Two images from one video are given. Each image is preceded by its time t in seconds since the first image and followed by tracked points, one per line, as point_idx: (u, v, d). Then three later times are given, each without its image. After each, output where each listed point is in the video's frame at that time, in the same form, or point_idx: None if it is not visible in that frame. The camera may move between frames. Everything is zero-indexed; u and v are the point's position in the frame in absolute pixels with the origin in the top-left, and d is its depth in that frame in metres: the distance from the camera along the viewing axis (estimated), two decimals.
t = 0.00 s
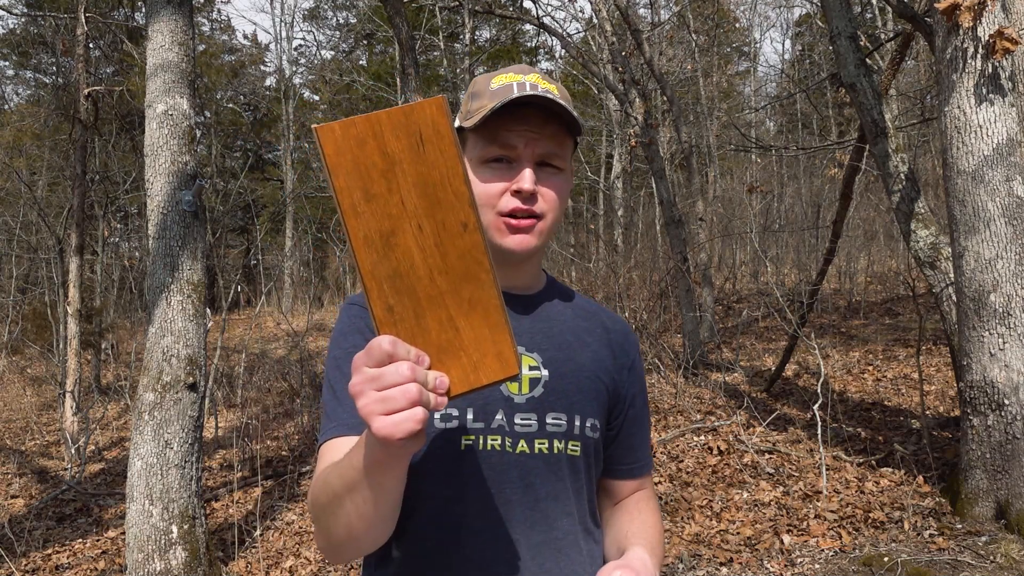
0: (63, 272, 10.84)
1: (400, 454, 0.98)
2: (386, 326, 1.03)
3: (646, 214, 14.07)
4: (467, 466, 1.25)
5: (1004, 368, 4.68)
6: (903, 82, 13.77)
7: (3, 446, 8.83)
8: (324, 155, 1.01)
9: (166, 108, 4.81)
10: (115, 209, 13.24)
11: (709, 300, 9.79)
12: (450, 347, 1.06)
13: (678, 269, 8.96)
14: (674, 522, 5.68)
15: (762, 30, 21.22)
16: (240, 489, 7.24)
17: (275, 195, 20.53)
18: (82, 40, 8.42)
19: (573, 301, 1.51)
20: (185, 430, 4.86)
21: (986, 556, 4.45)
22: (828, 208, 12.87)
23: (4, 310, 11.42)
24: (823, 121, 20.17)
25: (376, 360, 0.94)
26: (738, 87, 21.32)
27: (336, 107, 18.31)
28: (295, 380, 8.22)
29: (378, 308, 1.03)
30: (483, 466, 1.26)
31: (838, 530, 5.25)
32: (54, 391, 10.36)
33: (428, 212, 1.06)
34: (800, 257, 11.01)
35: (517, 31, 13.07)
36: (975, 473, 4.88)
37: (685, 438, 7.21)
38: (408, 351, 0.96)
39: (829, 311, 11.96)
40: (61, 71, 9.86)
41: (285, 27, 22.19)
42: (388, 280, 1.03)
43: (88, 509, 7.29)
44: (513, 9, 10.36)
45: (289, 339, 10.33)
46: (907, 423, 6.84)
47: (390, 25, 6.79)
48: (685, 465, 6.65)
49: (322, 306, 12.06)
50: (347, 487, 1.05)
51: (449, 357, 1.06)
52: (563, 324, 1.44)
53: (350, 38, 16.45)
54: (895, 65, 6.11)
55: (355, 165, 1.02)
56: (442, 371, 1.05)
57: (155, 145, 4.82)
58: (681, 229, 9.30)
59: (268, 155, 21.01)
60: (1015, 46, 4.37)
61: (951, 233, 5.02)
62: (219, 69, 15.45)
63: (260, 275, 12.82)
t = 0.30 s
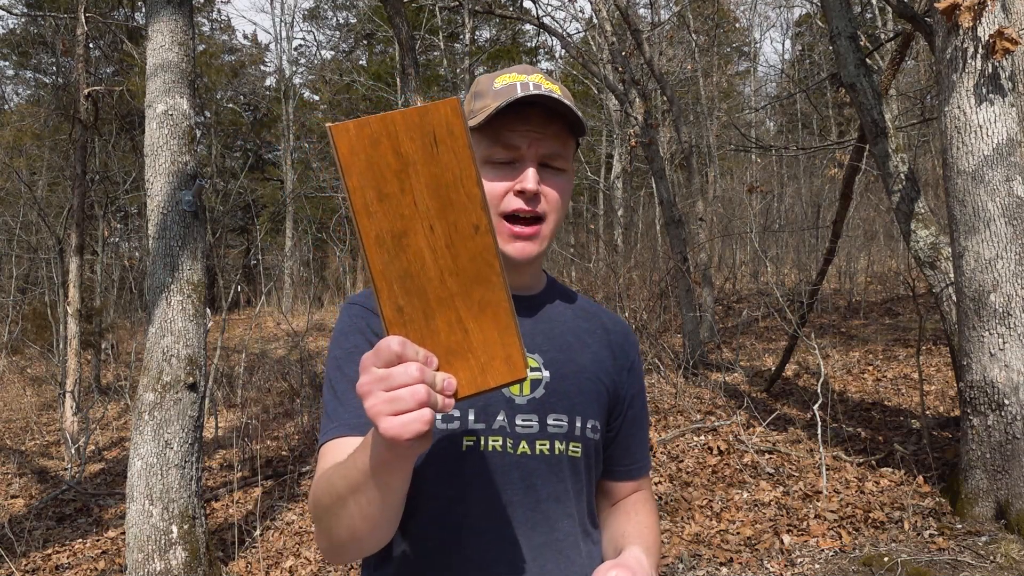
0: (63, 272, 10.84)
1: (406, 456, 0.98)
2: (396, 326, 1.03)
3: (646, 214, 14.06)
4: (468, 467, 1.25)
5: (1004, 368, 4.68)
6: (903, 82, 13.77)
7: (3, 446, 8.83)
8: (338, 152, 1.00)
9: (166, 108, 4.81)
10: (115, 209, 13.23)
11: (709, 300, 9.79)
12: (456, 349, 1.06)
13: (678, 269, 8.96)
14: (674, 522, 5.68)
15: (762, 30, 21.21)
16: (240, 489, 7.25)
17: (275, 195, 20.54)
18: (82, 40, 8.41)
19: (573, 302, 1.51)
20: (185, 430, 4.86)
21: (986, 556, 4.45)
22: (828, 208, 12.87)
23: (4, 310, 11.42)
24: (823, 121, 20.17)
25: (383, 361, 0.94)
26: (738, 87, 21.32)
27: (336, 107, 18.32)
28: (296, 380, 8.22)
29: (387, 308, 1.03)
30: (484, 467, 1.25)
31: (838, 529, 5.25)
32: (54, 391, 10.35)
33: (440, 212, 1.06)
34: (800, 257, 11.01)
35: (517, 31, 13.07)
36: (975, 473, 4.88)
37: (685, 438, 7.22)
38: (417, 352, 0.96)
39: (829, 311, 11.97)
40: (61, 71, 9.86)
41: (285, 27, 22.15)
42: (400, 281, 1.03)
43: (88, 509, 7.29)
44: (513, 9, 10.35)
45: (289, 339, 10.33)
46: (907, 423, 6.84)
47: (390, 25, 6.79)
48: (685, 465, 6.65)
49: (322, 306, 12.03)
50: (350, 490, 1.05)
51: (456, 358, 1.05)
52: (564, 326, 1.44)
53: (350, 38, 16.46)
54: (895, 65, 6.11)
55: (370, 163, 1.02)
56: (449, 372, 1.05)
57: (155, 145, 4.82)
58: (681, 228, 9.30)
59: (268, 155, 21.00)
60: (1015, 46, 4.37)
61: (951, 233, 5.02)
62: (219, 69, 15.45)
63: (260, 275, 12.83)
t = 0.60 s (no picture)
0: (63, 273, 10.83)
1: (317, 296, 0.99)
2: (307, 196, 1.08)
3: (646, 214, 14.06)
4: (470, 467, 1.23)
5: (1004, 368, 4.68)
6: (903, 82, 13.77)
7: (3, 446, 8.84)
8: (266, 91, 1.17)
9: (166, 108, 4.81)
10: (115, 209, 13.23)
11: (709, 300, 9.80)
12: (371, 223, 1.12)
13: (678, 268, 8.96)
14: (674, 522, 5.68)
15: (762, 30, 21.20)
16: (240, 489, 7.25)
17: (275, 195, 20.54)
18: (82, 40, 8.42)
19: (571, 297, 1.48)
20: (185, 430, 4.86)
21: (986, 557, 4.45)
22: (828, 208, 12.88)
23: (4, 310, 11.42)
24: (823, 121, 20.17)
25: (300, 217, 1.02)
26: (738, 87, 21.31)
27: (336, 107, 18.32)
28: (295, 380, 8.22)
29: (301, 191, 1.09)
30: (486, 467, 1.24)
31: (838, 529, 5.25)
32: (54, 391, 10.35)
33: (353, 124, 1.17)
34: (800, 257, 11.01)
35: (517, 31, 13.07)
36: (975, 473, 4.88)
37: (685, 438, 7.22)
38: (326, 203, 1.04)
39: (829, 312, 11.97)
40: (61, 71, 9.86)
41: (285, 27, 22.14)
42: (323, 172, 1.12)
43: (88, 509, 7.29)
44: (513, 9, 10.35)
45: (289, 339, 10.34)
46: (907, 423, 6.84)
47: (390, 25, 6.78)
48: (685, 465, 6.65)
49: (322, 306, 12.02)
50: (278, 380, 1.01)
51: (367, 220, 1.12)
52: (563, 322, 1.41)
53: (350, 38, 16.47)
54: (895, 66, 6.11)
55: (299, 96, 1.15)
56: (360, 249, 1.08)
57: (155, 145, 4.82)
58: (681, 228, 9.30)
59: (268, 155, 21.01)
60: (1015, 46, 4.37)
61: (951, 233, 5.02)
62: (219, 69, 15.46)
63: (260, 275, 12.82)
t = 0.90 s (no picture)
0: (63, 273, 10.83)
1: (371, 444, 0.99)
2: (355, 326, 0.97)
3: (647, 214, 14.05)
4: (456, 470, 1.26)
5: (1004, 368, 4.68)
6: (903, 82, 13.76)
7: (3, 446, 8.84)
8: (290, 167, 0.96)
9: (166, 108, 4.81)
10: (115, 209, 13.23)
11: (709, 300, 9.81)
12: (416, 350, 1.01)
13: (678, 268, 8.97)
14: (674, 522, 5.68)
15: (762, 30, 21.19)
16: (240, 489, 7.26)
17: (275, 195, 20.53)
18: (82, 40, 8.42)
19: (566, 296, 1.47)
20: (185, 430, 4.86)
21: (986, 557, 4.45)
22: (828, 208, 12.88)
23: (4, 310, 11.42)
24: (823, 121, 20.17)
25: (343, 359, 0.93)
26: (738, 87, 21.31)
27: (336, 108, 18.32)
28: (295, 380, 8.22)
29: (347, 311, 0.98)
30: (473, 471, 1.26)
31: (838, 530, 5.24)
32: (54, 391, 10.35)
33: (393, 212, 0.99)
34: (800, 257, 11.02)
35: (517, 32, 13.08)
36: (975, 473, 4.88)
37: (685, 438, 7.21)
38: (376, 351, 0.95)
39: (829, 312, 11.98)
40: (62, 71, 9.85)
41: (285, 27, 22.14)
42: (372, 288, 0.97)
43: (88, 509, 7.29)
44: (513, 9, 10.35)
45: (288, 339, 10.33)
46: (907, 423, 6.84)
47: (390, 25, 6.79)
48: (685, 465, 6.65)
49: (322, 306, 12.01)
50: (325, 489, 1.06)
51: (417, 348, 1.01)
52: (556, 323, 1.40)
53: (350, 38, 16.47)
54: (895, 65, 6.10)
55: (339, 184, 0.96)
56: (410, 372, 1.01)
57: (155, 145, 4.82)
58: (682, 228, 9.30)
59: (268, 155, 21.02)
60: (1015, 46, 4.37)
61: (951, 233, 5.02)
62: (219, 69, 15.47)
63: (260, 275, 12.83)
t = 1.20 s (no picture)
0: (64, 273, 10.84)
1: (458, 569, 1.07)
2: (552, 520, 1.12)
3: (647, 214, 14.04)
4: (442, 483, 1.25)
5: (1004, 368, 4.68)
6: (903, 82, 13.76)
7: (3, 446, 8.84)
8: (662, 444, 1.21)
9: (166, 108, 4.81)
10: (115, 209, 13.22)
11: (709, 300, 9.81)
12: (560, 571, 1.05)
13: (678, 269, 8.97)
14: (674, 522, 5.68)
15: (762, 30, 21.18)
16: (240, 489, 7.26)
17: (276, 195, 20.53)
18: (82, 40, 8.41)
19: (546, 285, 1.43)
20: (185, 430, 4.86)
21: (986, 557, 4.46)
22: (828, 208, 12.87)
23: (4, 310, 11.42)
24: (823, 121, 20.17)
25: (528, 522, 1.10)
26: (738, 87, 21.29)
27: (336, 108, 18.32)
28: (295, 380, 8.23)
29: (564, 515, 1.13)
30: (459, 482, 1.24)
31: (838, 530, 5.24)
32: (54, 391, 10.34)
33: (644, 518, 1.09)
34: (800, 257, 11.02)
35: (517, 32, 13.09)
36: (975, 473, 4.88)
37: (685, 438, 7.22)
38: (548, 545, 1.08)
39: (829, 312, 11.98)
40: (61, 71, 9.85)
41: (285, 27, 22.13)
42: (631, 559, 1.06)
43: (88, 509, 7.29)
44: (513, 9, 10.34)
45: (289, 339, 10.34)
46: (907, 423, 6.84)
47: (390, 25, 6.78)
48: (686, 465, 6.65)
49: (321, 306, 12.02)
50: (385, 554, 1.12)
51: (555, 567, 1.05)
52: (537, 319, 1.36)
53: (350, 38, 16.49)
54: (894, 65, 6.11)
55: (706, 497, 1.09)
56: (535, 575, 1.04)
57: (155, 145, 4.82)
58: (681, 228, 9.31)
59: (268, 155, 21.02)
60: (1014, 46, 4.38)
61: (951, 233, 5.02)
62: (219, 69, 15.46)
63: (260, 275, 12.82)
